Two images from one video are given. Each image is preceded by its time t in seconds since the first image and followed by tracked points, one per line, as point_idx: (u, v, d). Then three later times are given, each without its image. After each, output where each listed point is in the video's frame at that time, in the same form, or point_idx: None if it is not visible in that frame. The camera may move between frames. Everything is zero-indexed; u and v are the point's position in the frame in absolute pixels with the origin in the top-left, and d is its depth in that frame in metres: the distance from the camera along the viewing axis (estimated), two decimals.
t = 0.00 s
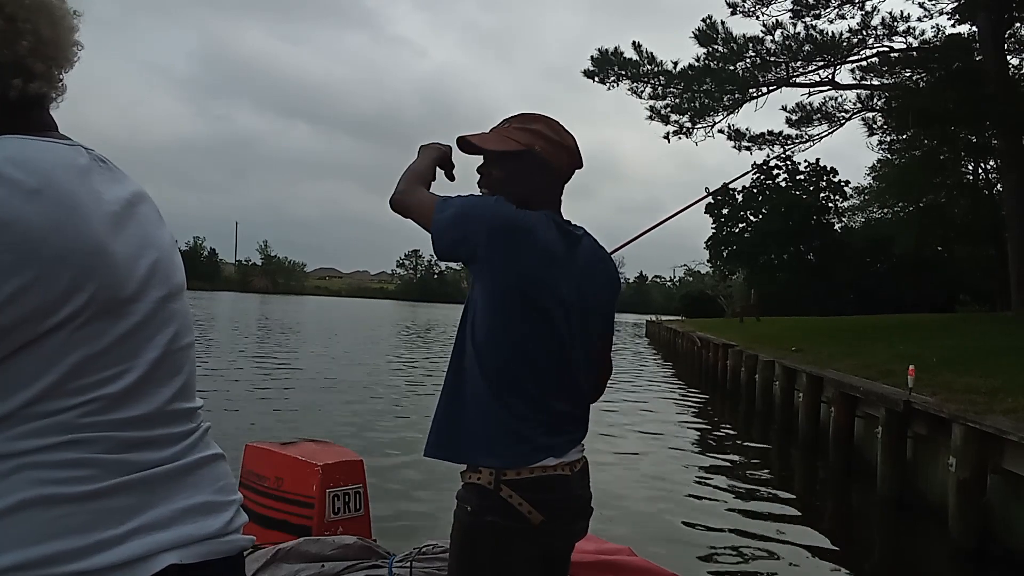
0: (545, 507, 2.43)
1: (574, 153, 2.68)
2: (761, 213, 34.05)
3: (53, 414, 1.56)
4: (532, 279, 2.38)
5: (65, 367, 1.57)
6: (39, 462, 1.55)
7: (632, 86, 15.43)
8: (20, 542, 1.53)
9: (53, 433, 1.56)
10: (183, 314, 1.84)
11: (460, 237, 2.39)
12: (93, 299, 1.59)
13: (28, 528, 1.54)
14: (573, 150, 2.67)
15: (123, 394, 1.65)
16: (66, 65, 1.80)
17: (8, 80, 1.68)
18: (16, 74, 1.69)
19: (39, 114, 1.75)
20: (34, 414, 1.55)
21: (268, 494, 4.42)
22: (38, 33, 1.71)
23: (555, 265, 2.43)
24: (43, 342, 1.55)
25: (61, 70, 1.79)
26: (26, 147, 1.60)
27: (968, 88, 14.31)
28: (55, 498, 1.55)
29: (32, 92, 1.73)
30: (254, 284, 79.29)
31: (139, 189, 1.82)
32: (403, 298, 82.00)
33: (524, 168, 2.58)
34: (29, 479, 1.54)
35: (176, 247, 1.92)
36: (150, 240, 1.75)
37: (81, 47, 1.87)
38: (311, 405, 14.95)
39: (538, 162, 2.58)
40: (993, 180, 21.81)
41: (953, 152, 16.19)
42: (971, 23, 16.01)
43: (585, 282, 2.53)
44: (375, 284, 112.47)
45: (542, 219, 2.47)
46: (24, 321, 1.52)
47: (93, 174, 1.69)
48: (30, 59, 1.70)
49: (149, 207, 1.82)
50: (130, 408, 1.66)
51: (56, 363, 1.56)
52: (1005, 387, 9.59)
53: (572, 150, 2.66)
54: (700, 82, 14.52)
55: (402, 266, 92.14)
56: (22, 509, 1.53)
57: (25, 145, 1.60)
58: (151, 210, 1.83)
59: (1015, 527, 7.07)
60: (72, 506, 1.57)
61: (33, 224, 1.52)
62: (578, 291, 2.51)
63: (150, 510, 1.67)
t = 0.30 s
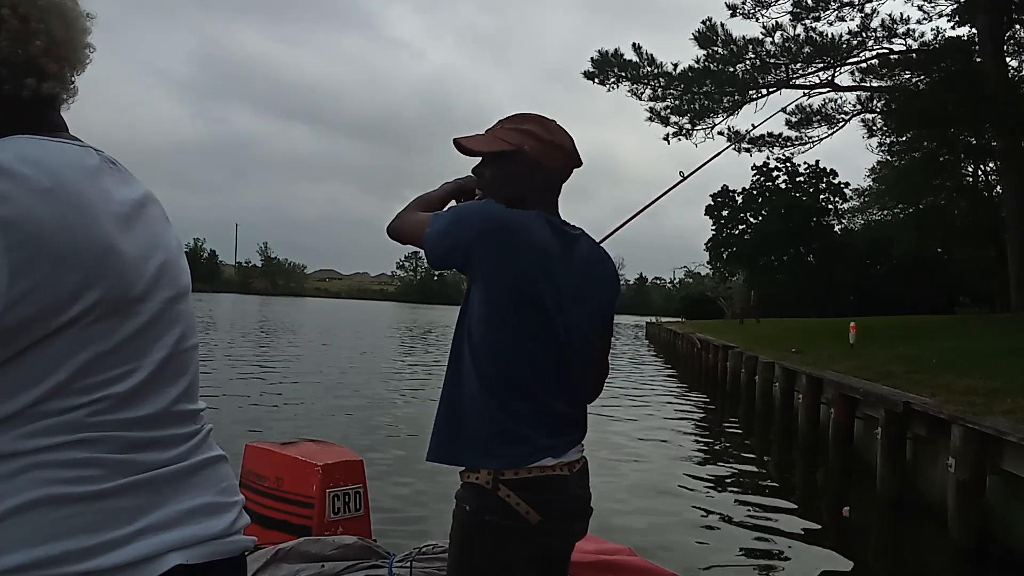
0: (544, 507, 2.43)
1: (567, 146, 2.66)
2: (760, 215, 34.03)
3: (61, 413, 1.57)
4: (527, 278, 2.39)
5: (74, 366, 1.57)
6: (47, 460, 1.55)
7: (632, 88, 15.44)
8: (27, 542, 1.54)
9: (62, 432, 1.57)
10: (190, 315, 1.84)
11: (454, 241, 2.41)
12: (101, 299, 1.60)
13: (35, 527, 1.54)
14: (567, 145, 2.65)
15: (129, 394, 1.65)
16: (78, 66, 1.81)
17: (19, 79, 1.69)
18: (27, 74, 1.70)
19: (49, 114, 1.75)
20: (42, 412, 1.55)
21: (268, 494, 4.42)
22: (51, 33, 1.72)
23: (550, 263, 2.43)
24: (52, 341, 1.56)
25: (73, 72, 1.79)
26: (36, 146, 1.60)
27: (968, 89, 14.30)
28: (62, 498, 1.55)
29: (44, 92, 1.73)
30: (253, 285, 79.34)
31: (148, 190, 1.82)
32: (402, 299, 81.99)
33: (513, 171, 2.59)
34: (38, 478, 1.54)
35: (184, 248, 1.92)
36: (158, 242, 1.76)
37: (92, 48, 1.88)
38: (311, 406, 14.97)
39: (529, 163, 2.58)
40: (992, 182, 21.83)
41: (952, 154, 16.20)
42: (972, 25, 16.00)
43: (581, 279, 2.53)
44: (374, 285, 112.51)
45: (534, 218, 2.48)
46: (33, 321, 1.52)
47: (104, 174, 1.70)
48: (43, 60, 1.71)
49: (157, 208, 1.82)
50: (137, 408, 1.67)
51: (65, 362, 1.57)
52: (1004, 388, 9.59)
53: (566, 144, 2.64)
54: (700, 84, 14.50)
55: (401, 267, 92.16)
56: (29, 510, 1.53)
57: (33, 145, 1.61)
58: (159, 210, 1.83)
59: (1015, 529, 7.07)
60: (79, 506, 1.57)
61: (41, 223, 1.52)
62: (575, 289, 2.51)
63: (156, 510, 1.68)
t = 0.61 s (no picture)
0: (536, 509, 2.42)
1: (515, 137, 2.62)
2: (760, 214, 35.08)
3: (56, 413, 1.57)
4: (507, 280, 2.41)
5: (68, 366, 1.57)
6: (41, 461, 1.55)
7: (632, 87, 15.44)
8: (22, 541, 1.54)
9: (58, 431, 1.57)
10: (186, 315, 1.84)
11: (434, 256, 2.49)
12: (95, 299, 1.60)
13: (28, 527, 1.54)
14: (514, 137, 2.62)
15: (123, 395, 1.65)
16: (71, 66, 1.80)
17: (12, 79, 1.69)
18: (20, 74, 1.70)
19: (42, 114, 1.74)
20: (37, 413, 1.55)
21: (268, 494, 4.42)
22: (43, 32, 1.71)
23: (527, 259, 2.44)
24: (46, 342, 1.55)
25: (66, 72, 1.79)
26: (27, 147, 1.60)
27: (968, 88, 14.25)
28: (55, 497, 1.56)
29: (37, 91, 1.73)
30: (253, 285, 79.34)
31: (144, 190, 1.83)
32: (402, 299, 81.94)
33: (490, 189, 2.70)
34: (32, 478, 1.54)
35: (181, 250, 1.92)
36: (153, 241, 1.76)
37: (85, 49, 1.88)
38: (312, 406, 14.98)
39: (494, 172, 2.66)
40: (992, 180, 21.81)
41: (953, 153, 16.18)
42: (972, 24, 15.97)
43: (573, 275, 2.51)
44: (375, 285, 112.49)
45: (511, 218, 2.50)
46: (26, 321, 1.52)
47: (97, 174, 1.70)
48: (36, 59, 1.71)
49: (153, 208, 1.83)
50: (131, 408, 1.66)
51: (60, 362, 1.57)
52: (1004, 387, 9.59)
53: (510, 138, 2.62)
54: (700, 83, 14.54)
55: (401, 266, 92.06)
56: (22, 510, 1.53)
57: (26, 146, 1.61)
58: (154, 209, 1.83)
59: (1015, 528, 7.06)
60: (73, 505, 1.57)
61: (34, 224, 1.52)
62: (561, 283, 2.48)
63: (151, 510, 1.67)
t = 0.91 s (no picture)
0: (529, 508, 2.42)
1: (506, 137, 2.65)
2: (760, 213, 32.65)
3: (54, 412, 1.56)
4: (491, 279, 2.45)
5: (66, 365, 1.57)
6: (41, 459, 1.55)
7: (632, 86, 15.42)
8: (19, 540, 1.54)
9: (56, 431, 1.57)
10: (185, 315, 1.83)
11: (429, 268, 2.60)
12: (93, 298, 1.60)
13: (25, 525, 1.54)
14: (506, 137, 2.64)
15: (122, 394, 1.65)
16: (69, 67, 1.81)
17: (12, 79, 1.68)
18: (20, 73, 1.69)
19: (40, 115, 1.74)
20: (36, 412, 1.55)
21: (268, 494, 4.42)
22: (41, 32, 1.71)
23: (513, 257, 2.46)
24: (44, 341, 1.55)
25: (65, 73, 1.79)
26: (25, 146, 1.60)
27: (968, 88, 14.29)
28: (53, 496, 1.55)
29: (36, 91, 1.73)
30: (254, 285, 79.34)
31: (143, 190, 1.83)
32: (402, 298, 81.85)
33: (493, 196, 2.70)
34: (32, 477, 1.54)
35: (180, 250, 1.92)
36: (152, 241, 1.76)
37: (84, 49, 1.88)
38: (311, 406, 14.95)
39: (495, 177, 2.66)
40: (993, 179, 21.76)
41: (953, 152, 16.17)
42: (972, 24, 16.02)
43: (565, 269, 2.48)
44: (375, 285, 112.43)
45: (498, 219, 2.54)
46: (24, 321, 1.52)
47: (96, 173, 1.69)
48: (35, 59, 1.70)
49: (152, 208, 1.82)
50: (130, 407, 1.66)
51: (59, 361, 1.57)
52: (1004, 387, 9.57)
53: (501, 138, 2.65)
54: (700, 83, 14.54)
55: (401, 266, 91.99)
56: (19, 508, 1.53)
57: (24, 145, 1.61)
58: (153, 209, 1.83)
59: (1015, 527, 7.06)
60: (70, 505, 1.57)
61: (33, 225, 1.52)
62: (549, 280, 2.46)
63: (148, 510, 1.67)
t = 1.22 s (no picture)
0: (525, 508, 2.42)
1: (504, 139, 2.65)
2: (761, 213, 32.69)
3: (56, 408, 1.57)
4: (485, 279, 2.46)
5: (67, 362, 1.57)
6: (41, 456, 1.55)
7: (632, 86, 15.43)
8: (18, 535, 1.54)
9: (57, 427, 1.57)
10: (184, 314, 1.83)
11: (428, 269, 2.61)
12: (93, 296, 1.60)
13: (26, 521, 1.54)
14: (503, 139, 2.65)
15: (121, 392, 1.65)
16: (69, 69, 1.81)
17: (12, 80, 1.68)
18: (20, 75, 1.69)
19: (40, 115, 1.74)
20: (37, 408, 1.55)
21: (268, 494, 4.42)
22: (40, 33, 1.71)
23: (508, 258, 2.46)
24: (43, 339, 1.56)
25: (65, 74, 1.79)
26: (25, 146, 1.60)
27: (968, 87, 14.29)
28: (54, 493, 1.56)
29: (37, 92, 1.73)
30: (254, 284, 79.34)
31: (143, 191, 1.83)
32: (402, 298, 81.89)
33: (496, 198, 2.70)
34: (33, 473, 1.55)
35: (179, 250, 1.92)
36: (151, 241, 1.76)
37: (84, 51, 1.88)
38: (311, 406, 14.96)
39: (497, 180, 2.66)
40: (993, 179, 21.74)
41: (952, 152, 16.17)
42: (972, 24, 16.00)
43: (560, 268, 2.47)
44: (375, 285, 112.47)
45: (494, 221, 2.55)
46: (25, 318, 1.52)
47: (96, 173, 1.70)
48: (34, 60, 1.70)
49: (152, 209, 1.83)
50: (130, 404, 1.67)
51: (60, 357, 1.57)
52: (1004, 387, 9.56)
53: (499, 139, 2.65)
54: (700, 82, 14.54)
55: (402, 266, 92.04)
56: (21, 503, 1.54)
57: (24, 145, 1.61)
58: (153, 210, 1.83)
59: (1015, 527, 7.06)
60: (71, 500, 1.58)
61: (33, 224, 1.52)
62: (545, 281, 2.46)
63: (148, 506, 1.67)
